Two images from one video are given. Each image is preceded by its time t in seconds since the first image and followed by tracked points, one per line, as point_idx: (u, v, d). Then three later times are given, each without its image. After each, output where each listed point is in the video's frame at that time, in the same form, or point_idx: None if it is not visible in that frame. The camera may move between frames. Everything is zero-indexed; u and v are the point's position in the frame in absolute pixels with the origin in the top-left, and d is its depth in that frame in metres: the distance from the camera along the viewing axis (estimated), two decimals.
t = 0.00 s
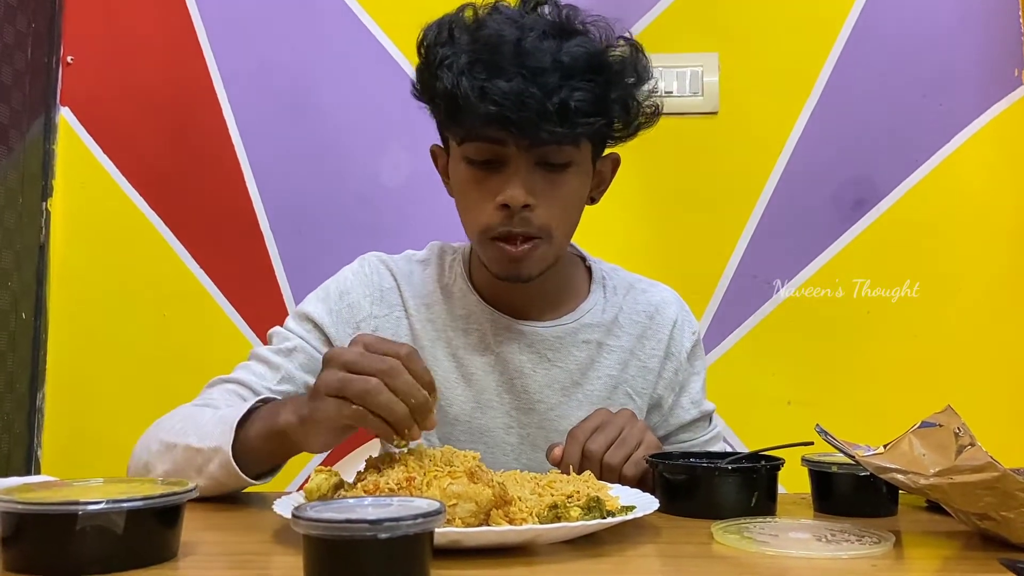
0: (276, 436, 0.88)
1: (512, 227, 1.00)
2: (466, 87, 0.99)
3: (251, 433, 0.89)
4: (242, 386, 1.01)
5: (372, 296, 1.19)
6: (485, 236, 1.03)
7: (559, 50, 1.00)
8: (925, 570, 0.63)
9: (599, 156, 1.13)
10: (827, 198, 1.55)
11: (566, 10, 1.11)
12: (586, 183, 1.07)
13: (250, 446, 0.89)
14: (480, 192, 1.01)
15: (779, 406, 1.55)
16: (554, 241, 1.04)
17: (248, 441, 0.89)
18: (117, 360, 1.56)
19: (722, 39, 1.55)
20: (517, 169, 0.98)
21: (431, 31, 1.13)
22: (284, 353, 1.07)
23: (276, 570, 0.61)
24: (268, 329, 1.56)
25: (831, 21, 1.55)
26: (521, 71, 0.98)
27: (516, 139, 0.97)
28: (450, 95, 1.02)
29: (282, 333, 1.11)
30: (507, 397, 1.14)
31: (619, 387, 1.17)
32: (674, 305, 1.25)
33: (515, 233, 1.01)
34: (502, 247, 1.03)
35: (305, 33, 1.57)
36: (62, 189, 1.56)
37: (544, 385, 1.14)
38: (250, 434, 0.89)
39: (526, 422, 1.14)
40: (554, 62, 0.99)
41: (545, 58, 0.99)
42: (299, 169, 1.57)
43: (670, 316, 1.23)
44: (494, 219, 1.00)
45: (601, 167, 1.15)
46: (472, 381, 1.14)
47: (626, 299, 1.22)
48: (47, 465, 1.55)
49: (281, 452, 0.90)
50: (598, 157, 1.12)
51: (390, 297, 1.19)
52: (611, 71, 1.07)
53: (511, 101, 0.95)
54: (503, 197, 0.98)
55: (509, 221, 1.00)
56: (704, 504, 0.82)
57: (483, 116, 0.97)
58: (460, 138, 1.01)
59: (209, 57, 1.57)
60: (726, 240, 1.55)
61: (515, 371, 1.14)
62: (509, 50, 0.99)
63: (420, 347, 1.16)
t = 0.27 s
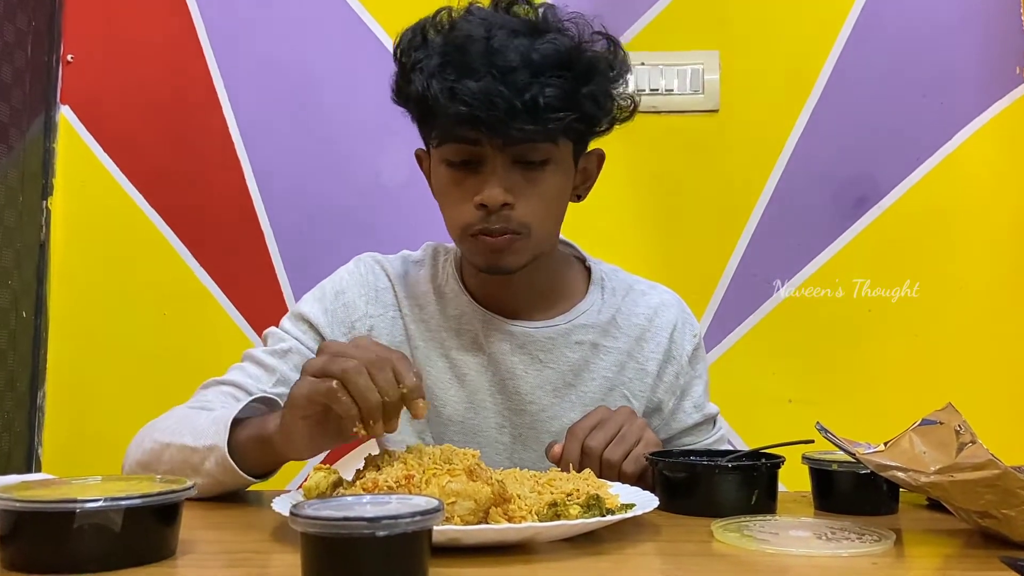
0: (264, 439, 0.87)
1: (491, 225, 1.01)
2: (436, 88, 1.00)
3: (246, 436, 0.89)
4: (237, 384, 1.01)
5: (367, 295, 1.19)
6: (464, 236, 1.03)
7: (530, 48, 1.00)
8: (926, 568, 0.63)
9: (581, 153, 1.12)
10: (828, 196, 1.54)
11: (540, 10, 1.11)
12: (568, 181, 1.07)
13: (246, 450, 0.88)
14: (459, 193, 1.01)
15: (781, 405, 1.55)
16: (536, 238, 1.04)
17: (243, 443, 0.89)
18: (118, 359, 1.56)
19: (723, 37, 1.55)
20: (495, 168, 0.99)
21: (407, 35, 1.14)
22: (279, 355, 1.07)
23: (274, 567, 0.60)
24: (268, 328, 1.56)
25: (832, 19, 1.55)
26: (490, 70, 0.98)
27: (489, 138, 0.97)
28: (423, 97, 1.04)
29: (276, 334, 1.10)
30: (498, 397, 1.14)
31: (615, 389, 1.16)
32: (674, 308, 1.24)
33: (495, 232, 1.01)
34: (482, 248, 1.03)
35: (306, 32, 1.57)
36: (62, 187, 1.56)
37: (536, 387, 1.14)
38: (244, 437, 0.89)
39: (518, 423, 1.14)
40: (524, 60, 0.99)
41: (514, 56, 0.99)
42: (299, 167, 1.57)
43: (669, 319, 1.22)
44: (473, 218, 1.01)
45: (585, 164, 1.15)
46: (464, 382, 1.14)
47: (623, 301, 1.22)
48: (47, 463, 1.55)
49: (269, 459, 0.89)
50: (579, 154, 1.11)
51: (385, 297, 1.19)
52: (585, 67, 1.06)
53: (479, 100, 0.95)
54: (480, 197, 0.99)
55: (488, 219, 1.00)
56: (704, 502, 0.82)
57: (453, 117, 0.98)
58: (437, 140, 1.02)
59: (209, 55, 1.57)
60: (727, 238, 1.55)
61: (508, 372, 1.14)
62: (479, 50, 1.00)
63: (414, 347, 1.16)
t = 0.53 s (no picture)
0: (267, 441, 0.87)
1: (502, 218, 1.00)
2: (435, 89, 0.99)
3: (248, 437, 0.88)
4: (238, 384, 1.01)
5: (365, 293, 1.18)
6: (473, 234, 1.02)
7: (519, 40, 1.02)
8: (929, 565, 0.63)
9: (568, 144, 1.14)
10: (829, 193, 1.54)
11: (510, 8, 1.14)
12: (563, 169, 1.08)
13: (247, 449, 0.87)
14: (467, 190, 1.01)
15: (782, 402, 1.54)
16: (545, 227, 1.05)
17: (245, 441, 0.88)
18: (118, 356, 1.55)
19: (724, 33, 1.55)
20: (500, 160, 0.99)
21: (384, 49, 1.13)
22: (278, 353, 1.06)
23: (272, 564, 0.60)
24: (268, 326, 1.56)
25: (835, 15, 1.54)
26: (486, 64, 0.99)
27: (496, 130, 0.98)
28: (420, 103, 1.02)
29: (276, 333, 1.10)
30: (496, 394, 1.14)
31: (613, 384, 1.16)
32: (671, 304, 1.24)
33: (506, 225, 1.01)
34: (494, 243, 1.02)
35: (306, 29, 1.57)
36: (62, 184, 1.55)
37: (533, 383, 1.13)
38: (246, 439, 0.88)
39: (516, 420, 1.14)
40: (517, 51, 1.01)
41: (507, 48, 1.00)
42: (299, 164, 1.56)
43: (668, 315, 1.22)
44: (482, 213, 1.00)
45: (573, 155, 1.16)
46: (462, 379, 1.14)
47: (621, 297, 1.22)
48: (47, 460, 1.55)
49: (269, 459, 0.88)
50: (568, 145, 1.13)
51: (383, 296, 1.19)
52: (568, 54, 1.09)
53: (486, 92, 0.96)
54: (491, 191, 0.99)
55: (499, 213, 1.00)
56: (706, 499, 0.81)
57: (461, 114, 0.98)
58: (438, 141, 1.02)
59: (209, 52, 1.56)
60: (728, 235, 1.55)
61: (505, 369, 1.13)
62: (470, 47, 1.01)
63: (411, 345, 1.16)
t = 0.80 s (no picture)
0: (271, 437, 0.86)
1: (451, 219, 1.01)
2: (382, 96, 1.02)
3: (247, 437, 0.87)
4: (240, 381, 1.01)
5: (364, 289, 1.18)
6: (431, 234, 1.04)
7: (465, 44, 1.02)
8: (932, 562, 0.62)
9: (542, 143, 1.12)
10: (832, 191, 1.53)
11: (483, 14, 1.13)
12: (528, 169, 1.07)
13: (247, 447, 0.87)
14: (421, 191, 1.03)
15: (785, 400, 1.54)
16: (500, 226, 1.04)
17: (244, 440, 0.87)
18: (119, 353, 1.55)
19: (726, 30, 1.54)
20: (446, 163, 1.00)
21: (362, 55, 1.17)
22: (279, 348, 1.06)
23: (272, 560, 0.60)
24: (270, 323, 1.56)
25: (837, 12, 1.54)
26: (426, 69, 1.00)
27: (435, 133, 0.98)
28: (376, 108, 1.06)
29: (274, 328, 1.10)
30: (489, 386, 1.13)
31: (605, 375, 1.15)
32: (662, 296, 1.24)
33: (456, 225, 1.02)
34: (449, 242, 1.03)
35: (307, 26, 1.56)
36: (63, 181, 1.55)
37: (526, 374, 1.13)
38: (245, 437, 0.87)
39: (509, 411, 1.13)
40: (458, 55, 1.01)
41: (448, 53, 1.01)
42: (300, 162, 1.56)
43: (658, 307, 1.22)
44: (434, 214, 1.01)
45: (551, 152, 1.15)
46: (455, 371, 1.14)
47: (612, 291, 1.22)
48: (49, 457, 1.55)
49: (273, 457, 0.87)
50: (540, 145, 1.12)
51: (380, 291, 1.19)
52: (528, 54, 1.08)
53: (418, 99, 0.97)
54: (436, 192, 1.00)
55: (448, 214, 1.01)
56: (709, 496, 0.81)
57: (401, 119, 0.99)
58: (394, 145, 1.04)
59: (210, 49, 1.56)
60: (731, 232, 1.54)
61: (498, 361, 1.13)
62: (415, 53, 1.02)
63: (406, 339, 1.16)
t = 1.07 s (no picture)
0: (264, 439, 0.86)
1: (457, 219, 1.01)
2: (381, 103, 1.01)
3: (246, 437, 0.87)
4: (239, 379, 1.01)
5: (361, 280, 1.18)
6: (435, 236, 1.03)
7: (461, 49, 1.02)
8: (937, 561, 0.62)
9: (534, 140, 1.13)
10: (835, 189, 1.53)
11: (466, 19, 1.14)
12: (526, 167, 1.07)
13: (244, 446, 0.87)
14: (425, 193, 1.02)
15: (787, 398, 1.53)
16: (507, 224, 1.04)
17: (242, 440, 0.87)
18: (121, 351, 1.55)
19: (729, 27, 1.54)
20: (451, 163, 0.99)
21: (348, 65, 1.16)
22: (278, 341, 1.06)
23: (275, 558, 0.60)
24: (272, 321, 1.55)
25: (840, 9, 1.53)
26: (425, 75, 0.99)
27: (440, 136, 0.98)
28: (371, 116, 1.05)
29: (274, 321, 1.10)
30: (482, 378, 1.13)
31: (594, 364, 1.15)
32: (646, 284, 1.24)
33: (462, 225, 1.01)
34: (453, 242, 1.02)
35: (309, 24, 1.56)
36: (65, 179, 1.55)
37: (518, 366, 1.12)
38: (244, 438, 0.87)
39: (504, 404, 1.12)
40: (457, 60, 1.00)
41: (447, 58, 1.00)
42: (302, 160, 1.56)
43: (643, 293, 1.22)
44: (439, 215, 1.01)
45: (541, 151, 1.15)
46: (449, 365, 1.14)
47: (599, 280, 1.21)
48: (51, 455, 1.55)
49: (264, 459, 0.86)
50: (534, 145, 1.12)
51: (376, 283, 1.19)
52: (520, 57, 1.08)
53: (422, 104, 0.97)
54: (444, 193, 0.99)
55: (454, 213, 1.00)
56: (712, 493, 0.81)
57: (404, 124, 0.99)
58: (394, 151, 1.03)
59: (212, 47, 1.56)
60: (733, 230, 1.54)
61: (489, 354, 1.13)
62: (412, 59, 1.01)
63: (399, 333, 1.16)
